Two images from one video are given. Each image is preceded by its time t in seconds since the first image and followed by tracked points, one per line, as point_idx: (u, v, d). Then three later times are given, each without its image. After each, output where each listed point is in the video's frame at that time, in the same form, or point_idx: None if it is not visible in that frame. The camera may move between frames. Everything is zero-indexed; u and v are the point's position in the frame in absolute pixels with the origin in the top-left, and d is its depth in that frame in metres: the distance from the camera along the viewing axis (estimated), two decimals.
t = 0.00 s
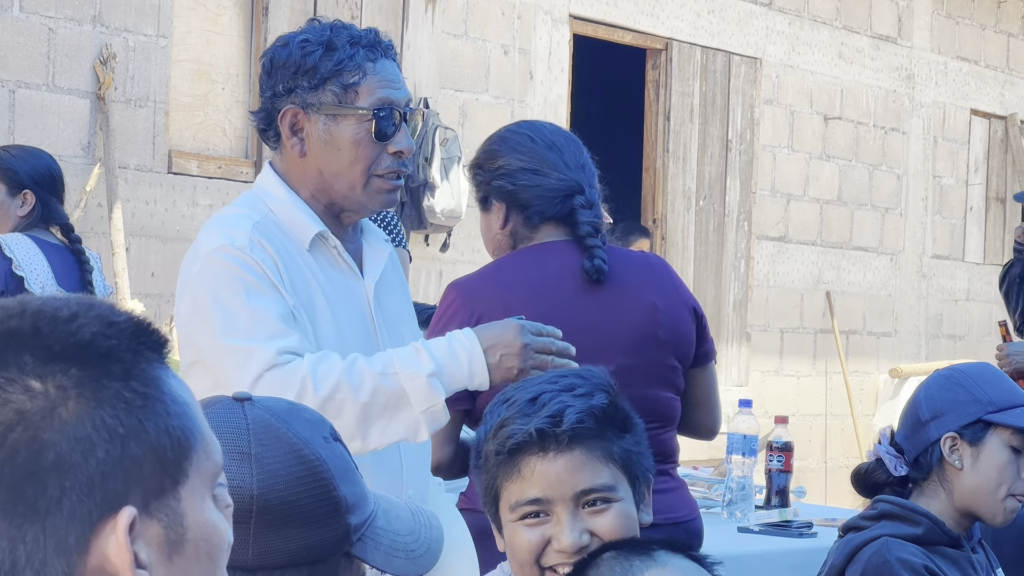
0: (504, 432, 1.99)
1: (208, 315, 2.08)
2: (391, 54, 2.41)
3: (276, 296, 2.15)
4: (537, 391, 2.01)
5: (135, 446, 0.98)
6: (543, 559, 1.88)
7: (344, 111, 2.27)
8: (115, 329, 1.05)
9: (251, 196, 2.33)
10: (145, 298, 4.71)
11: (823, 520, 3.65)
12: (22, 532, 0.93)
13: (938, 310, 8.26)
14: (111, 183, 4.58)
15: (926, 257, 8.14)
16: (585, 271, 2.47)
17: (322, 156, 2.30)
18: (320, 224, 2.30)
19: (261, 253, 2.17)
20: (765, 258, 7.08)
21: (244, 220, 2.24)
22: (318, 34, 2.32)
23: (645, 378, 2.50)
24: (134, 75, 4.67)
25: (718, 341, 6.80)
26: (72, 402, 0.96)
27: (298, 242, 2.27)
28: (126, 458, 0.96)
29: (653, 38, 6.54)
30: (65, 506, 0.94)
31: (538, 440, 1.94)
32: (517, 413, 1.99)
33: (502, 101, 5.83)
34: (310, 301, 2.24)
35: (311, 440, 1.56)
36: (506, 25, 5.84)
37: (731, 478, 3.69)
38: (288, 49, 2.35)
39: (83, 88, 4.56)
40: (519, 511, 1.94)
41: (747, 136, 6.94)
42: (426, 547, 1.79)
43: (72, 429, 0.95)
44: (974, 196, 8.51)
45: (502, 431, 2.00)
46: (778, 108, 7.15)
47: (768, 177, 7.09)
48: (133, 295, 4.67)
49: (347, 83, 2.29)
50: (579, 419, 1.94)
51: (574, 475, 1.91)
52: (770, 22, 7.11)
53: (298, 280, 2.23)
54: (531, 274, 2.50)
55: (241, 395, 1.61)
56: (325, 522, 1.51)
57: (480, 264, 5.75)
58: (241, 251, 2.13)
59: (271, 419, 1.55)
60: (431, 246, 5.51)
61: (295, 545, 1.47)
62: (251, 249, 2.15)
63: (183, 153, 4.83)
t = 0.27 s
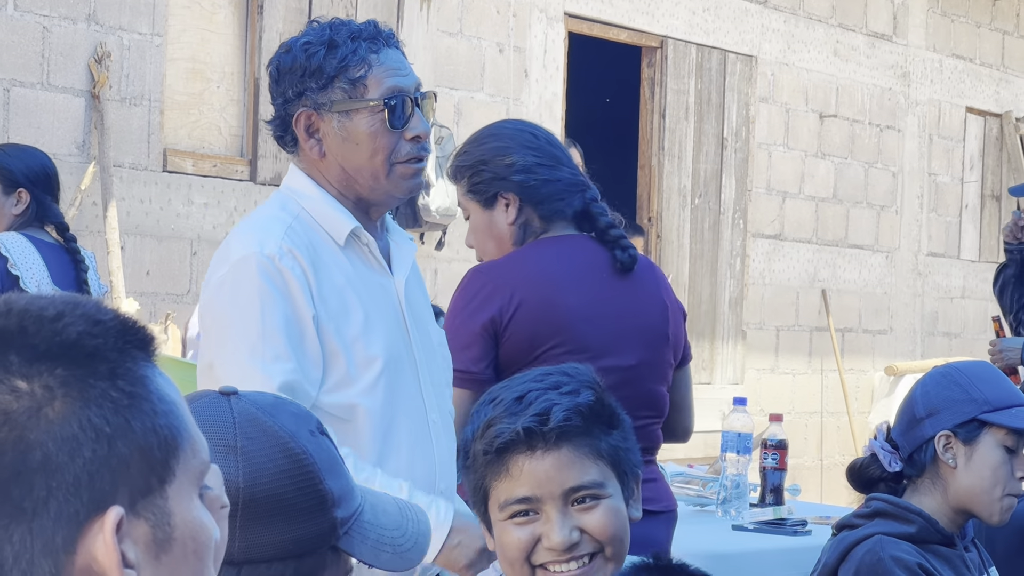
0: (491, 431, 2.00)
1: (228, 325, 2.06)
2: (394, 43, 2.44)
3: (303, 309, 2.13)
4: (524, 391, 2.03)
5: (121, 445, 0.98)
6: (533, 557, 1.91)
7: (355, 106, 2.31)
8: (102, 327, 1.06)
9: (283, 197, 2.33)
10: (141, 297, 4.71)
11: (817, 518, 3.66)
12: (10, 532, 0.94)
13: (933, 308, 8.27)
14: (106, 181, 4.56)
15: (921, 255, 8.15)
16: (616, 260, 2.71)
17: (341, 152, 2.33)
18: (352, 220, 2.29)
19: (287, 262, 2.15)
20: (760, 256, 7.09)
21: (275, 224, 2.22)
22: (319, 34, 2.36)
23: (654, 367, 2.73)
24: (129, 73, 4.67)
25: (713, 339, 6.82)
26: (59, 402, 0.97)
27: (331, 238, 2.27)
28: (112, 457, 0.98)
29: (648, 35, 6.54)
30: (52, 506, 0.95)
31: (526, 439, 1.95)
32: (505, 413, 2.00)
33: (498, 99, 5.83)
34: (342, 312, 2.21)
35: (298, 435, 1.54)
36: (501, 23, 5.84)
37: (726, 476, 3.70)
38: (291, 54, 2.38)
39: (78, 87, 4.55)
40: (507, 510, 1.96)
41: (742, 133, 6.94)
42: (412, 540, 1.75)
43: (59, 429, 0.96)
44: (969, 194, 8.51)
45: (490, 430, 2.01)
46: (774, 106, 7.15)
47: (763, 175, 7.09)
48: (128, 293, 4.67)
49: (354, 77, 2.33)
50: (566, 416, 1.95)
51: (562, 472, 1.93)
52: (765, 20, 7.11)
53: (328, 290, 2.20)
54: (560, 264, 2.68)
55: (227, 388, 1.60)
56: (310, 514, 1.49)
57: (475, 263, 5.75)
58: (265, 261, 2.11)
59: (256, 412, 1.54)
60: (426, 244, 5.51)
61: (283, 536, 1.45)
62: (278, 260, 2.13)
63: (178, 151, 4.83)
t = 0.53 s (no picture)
0: (521, 424, 2.01)
1: (242, 324, 2.06)
2: (418, 48, 2.45)
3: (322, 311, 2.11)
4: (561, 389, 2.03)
5: (101, 445, 0.95)
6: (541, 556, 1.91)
7: (377, 103, 2.31)
8: (91, 328, 1.03)
9: (304, 193, 2.31)
10: (134, 297, 4.70)
11: (810, 517, 3.66)
12: None
13: (927, 306, 8.28)
14: (98, 180, 4.55)
15: (914, 253, 8.16)
16: (589, 266, 2.78)
17: (362, 149, 2.32)
18: (371, 219, 2.27)
19: (305, 263, 2.13)
20: (753, 254, 7.09)
21: (296, 222, 2.20)
22: (345, 32, 2.36)
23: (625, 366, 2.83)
24: (121, 73, 4.65)
25: (706, 338, 6.85)
26: (37, 399, 0.95)
27: (350, 239, 2.24)
28: (90, 457, 0.94)
29: (641, 34, 6.53)
30: (25, 504, 0.93)
31: (554, 436, 1.94)
32: (537, 408, 2.00)
33: (490, 98, 5.82)
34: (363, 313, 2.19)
35: (284, 428, 1.49)
36: (493, 22, 5.83)
37: (718, 474, 3.70)
38: (317, 51, 2.38)
39: (69, 86, 4.53)
40: (525, 503, 1.96)
41: (735, 132, 6.94)
42: (398, 536, 1.69)
43: (35, 426, 0.94)
44: (962, 192, 8.52)
45: (519, 423, 2.01)
46: (767, 104, 7.15)
47: (756, 173, 7.09)
48: (121, 293, 4.66)
49: (378, 75, 2.33)
50: (597, 421, 1.93)
51: (584, 475, 1.92)
52: (758, 18, 7.11)
53: (350, 291, 2.18)
54: (546, 266, 2.72)
55: (212, 385, 1.55)
56: (297, 508, 1.46)
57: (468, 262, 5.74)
58: (281, 265, 2.09)
59: (242, 407, 1.49)
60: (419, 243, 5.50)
61: (267, 530, 1.43)
62: (298, 261, 2.11)
63: (169, 151, 4.81)
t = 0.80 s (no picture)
0: (528, 421, 2.03)
1: (241, 313, 2.09)
2: (443, 54, 2.44)
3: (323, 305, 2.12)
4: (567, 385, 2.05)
5: (85, 440, 0.96)
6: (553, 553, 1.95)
7: (398, 106, 2.31)
8: (83, 322, 1.03)
9: (318, 190, 2.31)
10: (127, 297, 4.69)
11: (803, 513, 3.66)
12: None
13: (920, 303, 8.29)
14: (91, 179, 4.54)
15: (907, 250, 8.17)
16: (478, 271, 2.76)
17: (381, 152, 2.32)
18: (382, 218, 2.26)
19: (307, 256, 2.14)
20: (746, 252, 7.09)
21: (305, 216, 2.21)
22: (371, 35, 2.37)
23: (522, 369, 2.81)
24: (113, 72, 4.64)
25: (699, 336, 6.86)
26: (22, 391, 0.96)
27: (359, 235, 2.24)
28: (75, 450, 0.95)
29: (633, 32, 6.52)
30: (9, 496, 0.94)
31: (560, 434, 1.97)
32: (544, 404, 2.02)
33: (483, 96, 5.82)
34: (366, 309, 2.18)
35: (265, 417, 1.47)
36: (485, 20, 5.82)
37: (711, 471, 3.70)
38: (344, 51, 2.39)
39: (62, 85, 4.52)
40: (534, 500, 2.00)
41: (727, 129, 6.95)
42: (385, 527, 1.62)
43: (20, 418, 0.95)
44: (955, 189, 8.54)
45: (526, 420, 2.03)
46: (759, 102, 7.15)
47: (749, 170, 7.10)
48: (113, 292, 4.64)
49: (402, 79, 2.33)
50: (602, 418, 1.95)
51: (591, 472, 1.95)
52: (750, 15, 7.11)
53: (354, 287, 2.19)
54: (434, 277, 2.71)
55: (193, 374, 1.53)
56: (278, 496, 1.44)
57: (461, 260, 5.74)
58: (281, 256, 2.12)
59: (224, 396, 1.47)
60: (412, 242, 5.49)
61: (249, 518, 1.42)
62: (300, 254, 2.12)
63: (162, 149, 4.80)
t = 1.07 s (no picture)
0: (487, 422, 1.99)
1: (230, 304, 2.09)
2: (449, 65, 2.38)
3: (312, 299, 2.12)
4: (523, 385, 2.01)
5: (72, 440, 0.95)
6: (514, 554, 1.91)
7: (398, 118, 2.26)
8: (66, 323, 1.02)
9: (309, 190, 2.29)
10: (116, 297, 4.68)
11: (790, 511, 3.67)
12: None
13: (909, 301, 8.31)
14: (79, 179, 4.52)
15: (896, 248, 8.19)
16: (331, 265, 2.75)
17: (377, 161, 2.28)
18: (372, 218, 2.25)
19: (299, 252, 2.13)
20: (735, 250, 7.10)
21: (295, 212, 2.20)
22: (377, 42, 2.31)
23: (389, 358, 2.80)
24: (102, 72, 4.63)
25: (689, 334, 6.86)
26: (9, 394, 0.95)
27: (349, 236, 2.23)
28: (62, 452, 0.94)
29: (622, 31, 6.52)
30: None
31: (519, 434, 1.93)
32: (501, 405, 1.98)
33: (471, 96, 5.82)
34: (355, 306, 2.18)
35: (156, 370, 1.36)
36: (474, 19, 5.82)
37: (699, 469, 3.70)
38: (349, 54, 2.33)
39: (50, 86, 4.50)
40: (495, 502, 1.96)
41: (716, 128, 6.95)
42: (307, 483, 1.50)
43: (6, 420, 0.94)
44: (944, 186, 8.56)
45: (485, 422, 1.99)
46: (748, 100, 7.16)
47: (738, 169, 7.11)
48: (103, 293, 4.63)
49: (404, 91, 2.28)
50: (560, 416, 1.91)
51: (551, 471, 1.91)
52: (738, 14, 7.12)
53: (344, 284, 2.18)
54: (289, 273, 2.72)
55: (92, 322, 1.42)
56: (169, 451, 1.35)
57: (450, 259, 5.73)
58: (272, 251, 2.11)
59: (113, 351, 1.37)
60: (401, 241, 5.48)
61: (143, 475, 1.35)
62: (289, 247, 2.12)
63: (151, 150, 4.79)
